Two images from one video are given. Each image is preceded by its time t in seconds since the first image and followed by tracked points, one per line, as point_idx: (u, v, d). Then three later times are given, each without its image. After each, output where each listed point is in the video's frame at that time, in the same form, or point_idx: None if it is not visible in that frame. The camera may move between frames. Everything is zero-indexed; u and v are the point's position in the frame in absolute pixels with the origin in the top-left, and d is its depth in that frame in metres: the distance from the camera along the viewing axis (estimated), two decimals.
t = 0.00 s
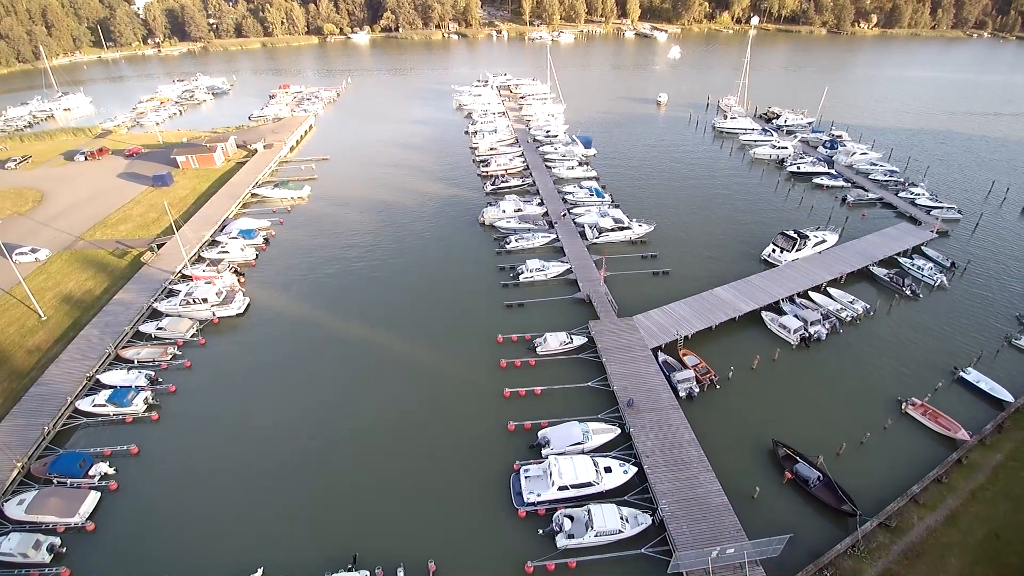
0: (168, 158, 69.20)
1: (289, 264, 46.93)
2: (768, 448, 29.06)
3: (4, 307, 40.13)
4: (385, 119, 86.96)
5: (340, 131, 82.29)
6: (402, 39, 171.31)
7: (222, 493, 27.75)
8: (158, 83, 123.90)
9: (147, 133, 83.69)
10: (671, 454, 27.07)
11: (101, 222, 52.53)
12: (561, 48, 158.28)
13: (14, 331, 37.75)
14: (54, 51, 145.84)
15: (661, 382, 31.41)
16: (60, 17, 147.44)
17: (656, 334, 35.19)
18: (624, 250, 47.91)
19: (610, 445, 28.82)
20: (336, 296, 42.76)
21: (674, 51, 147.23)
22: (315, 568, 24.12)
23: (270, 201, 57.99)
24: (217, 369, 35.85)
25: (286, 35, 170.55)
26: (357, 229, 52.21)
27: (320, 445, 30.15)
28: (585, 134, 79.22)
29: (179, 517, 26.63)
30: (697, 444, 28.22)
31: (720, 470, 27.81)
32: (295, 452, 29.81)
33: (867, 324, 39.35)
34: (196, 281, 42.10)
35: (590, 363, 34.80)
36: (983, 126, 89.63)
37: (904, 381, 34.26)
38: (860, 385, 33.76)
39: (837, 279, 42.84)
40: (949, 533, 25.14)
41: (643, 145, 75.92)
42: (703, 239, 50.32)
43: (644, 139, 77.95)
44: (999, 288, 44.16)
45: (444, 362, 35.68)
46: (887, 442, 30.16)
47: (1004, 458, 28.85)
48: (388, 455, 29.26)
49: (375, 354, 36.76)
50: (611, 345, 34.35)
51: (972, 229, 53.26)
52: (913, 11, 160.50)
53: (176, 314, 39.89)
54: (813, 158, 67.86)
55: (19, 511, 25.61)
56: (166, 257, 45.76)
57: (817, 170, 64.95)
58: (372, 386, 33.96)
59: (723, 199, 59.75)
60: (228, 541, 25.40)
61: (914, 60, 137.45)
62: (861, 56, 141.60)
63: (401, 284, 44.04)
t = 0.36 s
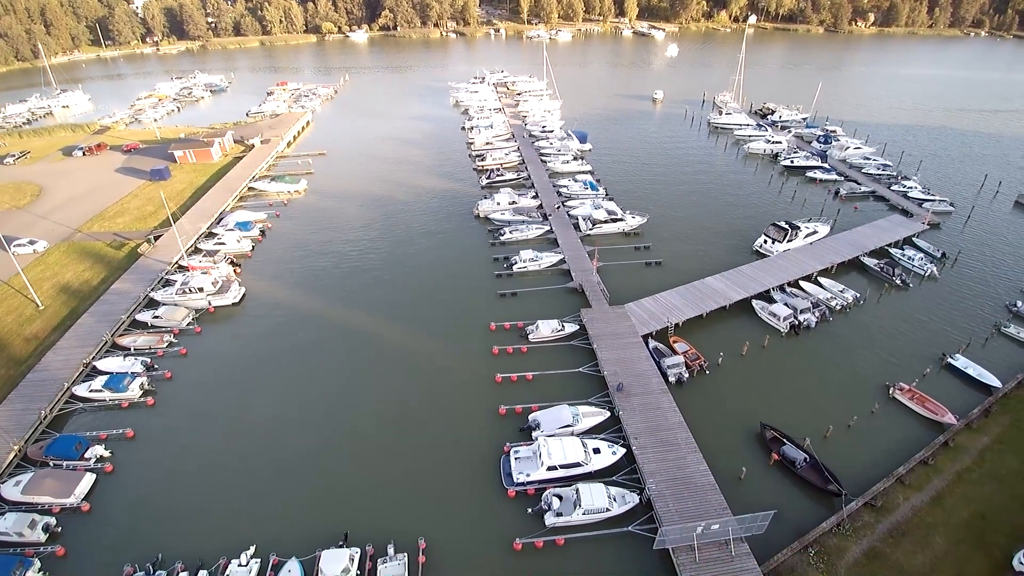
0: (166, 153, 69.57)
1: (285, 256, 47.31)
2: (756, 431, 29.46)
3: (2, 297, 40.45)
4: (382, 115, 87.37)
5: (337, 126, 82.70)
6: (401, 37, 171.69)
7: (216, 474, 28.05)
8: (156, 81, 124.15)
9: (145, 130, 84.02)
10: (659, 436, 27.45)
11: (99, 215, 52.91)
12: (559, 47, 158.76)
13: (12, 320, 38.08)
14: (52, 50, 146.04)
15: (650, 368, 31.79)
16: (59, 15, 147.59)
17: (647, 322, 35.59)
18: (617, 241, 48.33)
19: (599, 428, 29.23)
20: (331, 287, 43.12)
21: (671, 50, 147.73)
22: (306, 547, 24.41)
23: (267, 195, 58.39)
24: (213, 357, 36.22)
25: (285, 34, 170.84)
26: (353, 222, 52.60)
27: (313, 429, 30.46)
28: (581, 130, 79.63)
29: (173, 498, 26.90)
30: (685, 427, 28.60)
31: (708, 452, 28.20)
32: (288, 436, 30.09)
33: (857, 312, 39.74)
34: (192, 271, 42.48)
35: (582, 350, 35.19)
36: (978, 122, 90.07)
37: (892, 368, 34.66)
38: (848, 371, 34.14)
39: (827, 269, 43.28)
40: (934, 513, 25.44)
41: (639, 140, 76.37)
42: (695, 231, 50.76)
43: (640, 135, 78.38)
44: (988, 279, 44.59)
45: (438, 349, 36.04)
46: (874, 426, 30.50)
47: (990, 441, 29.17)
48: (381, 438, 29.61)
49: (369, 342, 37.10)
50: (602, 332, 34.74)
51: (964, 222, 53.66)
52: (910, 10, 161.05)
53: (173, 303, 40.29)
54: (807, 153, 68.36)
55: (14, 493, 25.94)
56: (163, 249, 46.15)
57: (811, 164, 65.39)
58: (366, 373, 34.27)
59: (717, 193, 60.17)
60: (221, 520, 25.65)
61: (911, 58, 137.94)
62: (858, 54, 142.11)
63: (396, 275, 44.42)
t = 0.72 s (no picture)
0: (163, 148, 69.93)
1: (281, 247, 47.70)
2: (743, 414, 29.87)
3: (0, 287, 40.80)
4: (379, 111, 87.75)
5: (334, 122, 83.06)
6: (399, 36, 171.89)
7: (209, 457, 28.38)
8: (154, 78, 124.32)
9: (143, 126, 84.33)
10: (647, 418, 27.84)
11: (96, 208, 53.26)
12: (557, 45, 159.05)
13: (10, 309, 38.44)
14: (51, 48, 146.02)
15: (640, 353, 32.17)
16: (57, 14, 147.65)
17: (638, 309, 35.98)
18: (611, 233, 48.72)
19: (588, 411, 29.63)
20: (326, 277, 43.49)
21: (668, 47, 148.08)
22: (297, 524, 24.76)
23: (263, 188, 58.77)
24: (208, 344, 36.62)
25: (283, 32, 170.96)
26: (349, 215, 52.98)
27: (306, 413, 30.81)
28: (577, 125, 79.99)
29: (167, 480, 27.23)
30: (674, 410, 28.96)
31: (696, 434, 28.61)
32: (282, 420, 30.45)
33: (846, 301, 40.13)
34: (188, 261, 42.87)
35: (573, 336, 35.59)
36: (972, 118, 90.46)
37: (880, 354, 35.06)
38: (837, 357, 34.51)
39: (818, 259, 43.68)
40: (919, 492, 25.77)
41: (634, 135, 76.79)
42: (688, 222, 51.16)
43: (635, 130, 78.78)
44: (979, 269, 44.99)
45: (431, 336, 36.50)
46: (861, 409, 30.90)
47: (975, 424, 29.53)
48: (373, 421, 29.98)
49: (363, 329, 37.50)
50: (593, 319, 35.13)
51: (956, 214, 54.04)
52: (908, 8, 161.42)
53: (169, 293, 40.67)
54: (801, 147, 68.80)
55: (10, 474, 26.31)
56: (160, 240, 46.52)
57: (804, 158, 65.81)
58: (360, 359, 34.66)
59: (710, 186, 60.65)
60: (214, 500, 25.99)
61: (908, 56, 138.28)
62: (855, 52, 142.49)
63: (390, 266, 44.81)
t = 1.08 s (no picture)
0: (160, 143, 70.25)
1: (276, 240, 48.02)
2: (732, 399, 30.20)
3: None
4: (376, 107, 88.10)
5: (331, 118, 83.36)
6: (398, 34, 172.12)
7: (203, 442, 28.66)
8: (152, 76, 124.53)
9: (140, 122, 84.60)
10: (636, 402, 28.14)
11: (93, 202, 53.56)
12: (555, 43, 159.38)
13: (6, 299, 38.69)
14: (49, 47, 146.07)
15: (630, 340, 32.45)
16: (56, 13, 147.84)
17: (630, 298, 36.28)
18: (604, 225, 49.04)
19: (578, 396, 29.97)
20: (321, 268, 43.77)
21: (665, 46, 148.51)
22: (289, 505, 25.03)
23: (259, 182, 59.07)
24: (203, 333, 36.93)
25: (281, 31, 171.14)
26: (344, 209, 53.28)
27: (299, 400, 31.07)
28: (572, 121, 80.34)
29: (160, 463, 27.51)
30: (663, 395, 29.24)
31: (684, 418, 28.93)
32: (275, 406, 30.71)
33: (836, 291, 40.45)
34: (184, 253, 43.19)
35: (565, 325, 35.89)
36: (968, 114, 90.76)
37: (869, 342, 35.36)
38: (826, 345, 34.80)
39: (809, 250, 43.99)
40: (905, 475, 26.02)
41: (630, 131, 77.18)
42: (681, 215, 51.51)
43: (631, 126, 79.15)
44: (970, 260, 45.31)
45: (424, 324, 36.79)
46: (848, 395, 31.20)
47: (962, 409, 29.79)
48: (366, 406, 30.34)
49: (357, 318, 37.79)
50: (584, 307, 35.43)
51: (948, 207, 54.35)
52: (905, 7, 161.77)
53: (164, 283, 40.97)
54: (795, 142, 69.20)
55: (5, 457, 26.57)
56: (156, 232, 46.83)
57: (798, 152, 66.18)
58: (353, 347, 34.94)
59: (704, 180, 61.01)
60: (206, 483, 26.26)
61: (905, 54, 138.64)
62: (853, 50, 142.80)
63: (385, 257, 45.12)
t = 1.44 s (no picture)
0: (158, 139, 70.52)
1: (273, 232, 48.36)
2: (721, 385, 30.54)
3: None
4: (374, 104, 88.43)
5: (329, 115, 83.67)
6: (396, 32, 172.29)
7: (198, 428, 28.96)
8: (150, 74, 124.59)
9: (138, 118, 84.85)
10: (626, 387, 28.44)
11: (91, 195, 53.84)
12: (553, 41, 159.56)
13: (3, 290, 38.93)
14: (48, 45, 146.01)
15: (621, 328, 32.80)
16: (54, 12, 147.84)
17: (622, 287, 36.59)
18: (598, 218, 49.35)
19: (569, 382, 30.35)
20: (317, 260, 44.05)
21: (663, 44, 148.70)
22: (282, 488, 25.35)
23: (256, 176, 59.38)
24: (198, 323, 37.22)
25: (280, 30, 171.15)
26: (341, 203, 53.60)
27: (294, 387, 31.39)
28: (569, 117, 80.63)
29: (155, 449, 27.81)
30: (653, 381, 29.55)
31: (674, 403, 29.25)
32: (271, 393, 31.02)
33: (828, 281, 40.76)
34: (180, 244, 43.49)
35: (558, 314, 36.22)
36: (964, 110, 91.06)
37: (860, 331, 35.67)
38: (816, 334, 35.12)
39: (801, 241, 44.33)
40: (892, 457, 26.30)
41: (626, 127, 77.52)
42: (676, 208, 51.83)
43: (627, 122, 79.47)
44: (962, 251, 45.60)
45: (419, 314, 37.09)
46: (838, 381, 31.51)
47: (951, 394, 30.08)
48: (360, 392, 30.69)
49: (352, 308, 38.10)
50: (577, 296, 35.72)
51: (941, 200, 54.64)
52: (903, 6, 162.10)
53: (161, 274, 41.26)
54: (790, 137, 69.53)
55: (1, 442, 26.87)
56: (153, 225, 47.11)
57: (793, 147, 66.51)
58: (348, 336, 35.25)
59: (698, 174, 61.34)
60: (201, 468, 26.53)
61: (902, 52, 139.06)
62: (850, 49, 143.17)
63: (380, 249, 45.42)
